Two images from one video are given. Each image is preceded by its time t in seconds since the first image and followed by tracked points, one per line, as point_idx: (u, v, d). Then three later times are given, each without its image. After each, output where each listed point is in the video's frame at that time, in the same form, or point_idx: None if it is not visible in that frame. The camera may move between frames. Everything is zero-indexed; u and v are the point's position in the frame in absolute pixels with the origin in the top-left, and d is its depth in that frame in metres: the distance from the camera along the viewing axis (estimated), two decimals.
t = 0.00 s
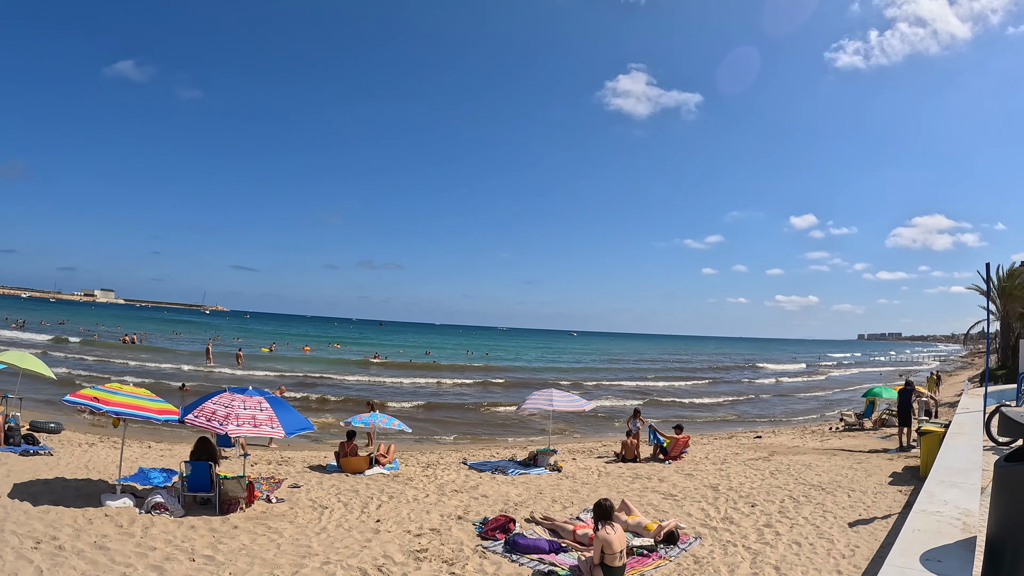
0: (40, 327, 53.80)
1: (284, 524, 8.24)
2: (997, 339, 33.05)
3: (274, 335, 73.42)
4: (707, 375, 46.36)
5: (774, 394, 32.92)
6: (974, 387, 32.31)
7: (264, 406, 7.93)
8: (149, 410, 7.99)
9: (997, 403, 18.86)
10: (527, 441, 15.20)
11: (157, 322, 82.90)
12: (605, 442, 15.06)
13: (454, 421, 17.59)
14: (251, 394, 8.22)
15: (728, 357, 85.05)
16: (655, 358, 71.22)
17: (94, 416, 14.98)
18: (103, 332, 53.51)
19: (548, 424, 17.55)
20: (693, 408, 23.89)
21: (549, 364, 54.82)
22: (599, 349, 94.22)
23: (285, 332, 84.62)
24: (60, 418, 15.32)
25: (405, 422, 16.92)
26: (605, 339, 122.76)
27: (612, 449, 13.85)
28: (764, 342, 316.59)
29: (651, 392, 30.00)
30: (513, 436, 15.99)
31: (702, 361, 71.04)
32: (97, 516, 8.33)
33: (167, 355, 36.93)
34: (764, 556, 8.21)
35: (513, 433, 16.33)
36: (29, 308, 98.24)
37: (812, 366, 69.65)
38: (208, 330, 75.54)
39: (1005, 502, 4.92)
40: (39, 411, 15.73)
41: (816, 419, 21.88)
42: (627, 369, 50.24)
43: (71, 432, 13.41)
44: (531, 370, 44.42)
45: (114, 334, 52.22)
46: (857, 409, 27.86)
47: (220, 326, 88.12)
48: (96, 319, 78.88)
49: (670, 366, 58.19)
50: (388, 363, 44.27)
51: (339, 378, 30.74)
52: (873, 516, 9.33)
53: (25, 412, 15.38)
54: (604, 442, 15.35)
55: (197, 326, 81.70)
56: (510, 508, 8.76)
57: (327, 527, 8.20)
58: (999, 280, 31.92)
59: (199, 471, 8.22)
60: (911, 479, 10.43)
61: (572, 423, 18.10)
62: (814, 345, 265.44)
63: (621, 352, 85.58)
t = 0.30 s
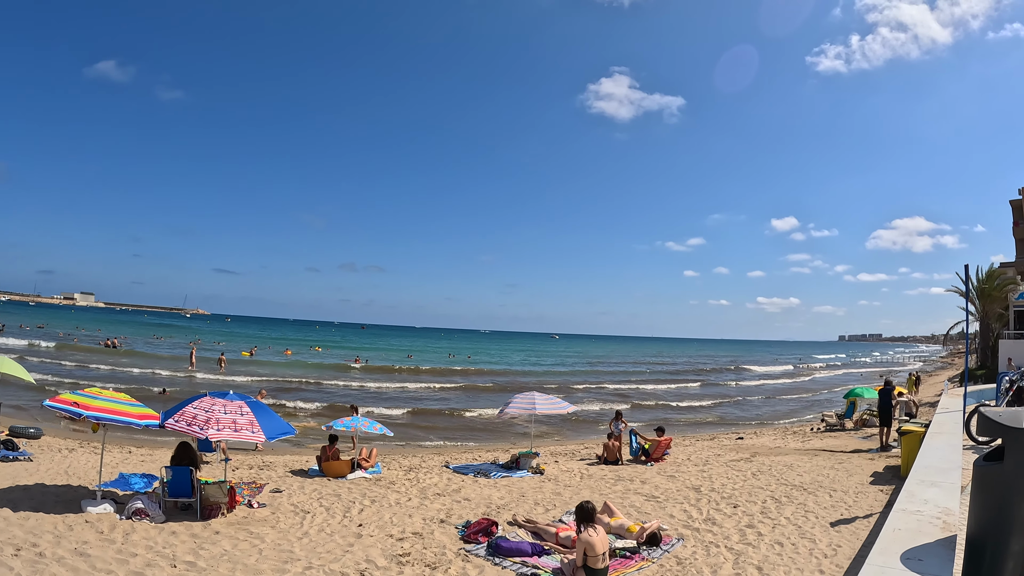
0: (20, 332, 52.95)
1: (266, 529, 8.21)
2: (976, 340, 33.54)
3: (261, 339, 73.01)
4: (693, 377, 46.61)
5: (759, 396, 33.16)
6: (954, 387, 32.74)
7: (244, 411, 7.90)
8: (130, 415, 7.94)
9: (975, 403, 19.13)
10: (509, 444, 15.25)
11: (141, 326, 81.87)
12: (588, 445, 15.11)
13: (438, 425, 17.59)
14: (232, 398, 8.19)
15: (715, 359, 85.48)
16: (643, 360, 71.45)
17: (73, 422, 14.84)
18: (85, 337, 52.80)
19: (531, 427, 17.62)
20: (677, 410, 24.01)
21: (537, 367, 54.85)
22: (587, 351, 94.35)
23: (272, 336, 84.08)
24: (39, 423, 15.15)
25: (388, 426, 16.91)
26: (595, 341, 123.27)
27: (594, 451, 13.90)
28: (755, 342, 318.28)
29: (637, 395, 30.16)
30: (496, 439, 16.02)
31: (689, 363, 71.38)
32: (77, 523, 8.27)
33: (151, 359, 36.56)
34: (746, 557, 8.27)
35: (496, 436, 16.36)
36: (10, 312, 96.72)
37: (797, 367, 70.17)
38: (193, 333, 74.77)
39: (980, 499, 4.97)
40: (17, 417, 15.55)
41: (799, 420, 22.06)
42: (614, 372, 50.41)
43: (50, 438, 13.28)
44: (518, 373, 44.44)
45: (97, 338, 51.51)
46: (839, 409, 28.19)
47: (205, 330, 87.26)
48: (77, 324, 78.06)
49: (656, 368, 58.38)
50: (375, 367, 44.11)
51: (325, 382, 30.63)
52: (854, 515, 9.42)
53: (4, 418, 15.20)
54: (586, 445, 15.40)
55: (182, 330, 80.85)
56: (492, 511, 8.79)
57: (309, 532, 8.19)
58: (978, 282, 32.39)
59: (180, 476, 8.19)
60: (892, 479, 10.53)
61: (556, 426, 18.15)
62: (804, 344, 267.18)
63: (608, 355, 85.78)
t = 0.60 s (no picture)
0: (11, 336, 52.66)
1: (259, 533, 8.20)
2: (969, 339, 33.67)
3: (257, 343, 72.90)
4: (687, 378, 46.68)
5: (753, 396, 33.23)
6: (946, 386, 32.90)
7: (237, 415, 7.89)
8: (122, 419, 7.91)
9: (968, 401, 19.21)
10: (504, 447, 15.25)
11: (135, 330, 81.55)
12: (582, 446, 15.12)
13: (432, 428, 17.58)
14: (226, 402, 8.17)
15: (710, 360, 85.64)
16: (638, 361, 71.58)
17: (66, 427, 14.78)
18: (80, 341, 52.61)
19: (527, 429, 17.62)
20: (671, 411, 24.04)
21: (532, 368, 54.84)
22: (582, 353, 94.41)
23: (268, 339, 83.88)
24: (32, 429, 15.09)
25: (383, 429, 16.89)
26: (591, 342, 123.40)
27: (588, 453, 13.91)
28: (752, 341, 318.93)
29: (633, 396, 30.18)
30: (490, 441, 16.02)
31: (683, 363, 71.52)
32: (71, 528, 8.24)
33: (145, 363, 36.44)
34: (741, 557, 8.29)
35: (491, 439, 16.35)
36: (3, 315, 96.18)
37: (791, 368, 70.25)
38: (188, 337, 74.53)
39: (974, 497, 5.00)
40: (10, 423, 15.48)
41: (793, 420, 22.11)
42: (609, 373, 50.44)
43: (43, 443, 13.22)
44: (514, 375, 44.46)
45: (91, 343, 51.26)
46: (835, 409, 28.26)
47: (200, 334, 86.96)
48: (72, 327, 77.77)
49: (651, 369, 58.45)
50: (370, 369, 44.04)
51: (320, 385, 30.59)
52: (848, 514, 9.46)
53: None
54: (580, 447, 15.41)
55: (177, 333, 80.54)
56: (486, 513, 8.79)
57: (303, 535, 8.19)
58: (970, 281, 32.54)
59: (174, 481, 8.17)
60: (886, 478, 10.57)
61: (551, 429, 18.16)
62: (800, 343, 267.79)
63: (604, 356, 85.87)
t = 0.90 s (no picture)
0: (13, 338, 52.75)
1: (261, 534, 8.20)
2: (970, 338, 33.62)
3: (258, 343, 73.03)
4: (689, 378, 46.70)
5: (754, 395, 33.21)
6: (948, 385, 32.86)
7: (239, 416, 7.89)
8: (124, 421, 7.91)
9: (969, 401, 19.20)
10: (505, 447, 15.25)
11: (136, 332, 81.57)
12: (583, 447, 15.11)
13: (433, 428, 17.59)
14: (227, 403, 8.17)
15: (712, 360, 85.48)
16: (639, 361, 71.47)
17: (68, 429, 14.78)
18: (81, 343, 52.76)
19: (528, 429, 17.61)
20: (672, 411, 24.02)
21: (533, 369, 54.81)
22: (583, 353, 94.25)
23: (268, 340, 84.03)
24: (34, 431, 15.12)
25: (384, 430, 16.90)
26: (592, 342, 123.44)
27: (590, 453, 13.91)
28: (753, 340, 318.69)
29: (634, 395, 30.20)
30: (491, 442, 16.01)
31: (684, 364, 71.44)
32: (73, 529, 8.25)
33: (147, 364, 36.49)
34: (742, 557, 8.30)
35: (492, 439, 16.35)
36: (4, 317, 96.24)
37: (792, 367, 70.34)
38: (189, 338, 74.59)
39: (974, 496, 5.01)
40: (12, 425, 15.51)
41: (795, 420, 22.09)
42: (610, 373, 50.38)
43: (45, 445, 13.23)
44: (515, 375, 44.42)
45: (93, 344, 51.40)
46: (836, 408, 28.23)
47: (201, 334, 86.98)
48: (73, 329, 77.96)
49: (652, 369, 58.41)
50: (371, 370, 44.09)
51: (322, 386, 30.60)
52: (849, 514, 9.45)
53: None
54: (582, 447, 15.41)
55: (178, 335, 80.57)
56: (488, 514, 8.79)
57: (305, 536, 8.19)
58: (971, 280, 32.53)
59: (176, 482, 8.18)
60: (887, 477, 10.56)
61: (551, 429, 18.15)
62: (807, 344, 266.59)
63: (605, 356, 85.68)
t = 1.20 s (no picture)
0: (24, 340, 53.25)
1: (271, 535, 8.21)
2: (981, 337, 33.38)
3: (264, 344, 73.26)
4: (696, 377, 46.56)
5: (761, 395, 33.07)
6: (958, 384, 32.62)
7: (248, 417, 7.89)
8: (134, 422, 7.93)
9: (980, 399, 19.07)
10: (514, 447, 15.23)
11: (144, 333, 82.05)
12: (592, 447, 15.09)
13: (442, 429, 17.59)
14: (237, 404, 8.18)
15: (719, 360, 85.09)
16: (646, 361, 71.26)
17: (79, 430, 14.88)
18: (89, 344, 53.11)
19: (537, 429, 17.59)
20: (681, 411, 23.97)
21: (538, 369, 54.71)
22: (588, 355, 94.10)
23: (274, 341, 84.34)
24: (45, 432, 15.21)
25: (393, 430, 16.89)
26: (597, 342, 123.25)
27: (600, 453, 13.90)
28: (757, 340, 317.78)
29: (641, 395, 30.15)
30: (500, 442, 15.99)
31: (692, 364, 71.14)
32: (83, 530, 8.28)
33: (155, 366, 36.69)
34: (751, 556, 8.27)
35: (501, 439, 16.33)
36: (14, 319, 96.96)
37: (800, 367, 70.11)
38: (196, 340, 74.96)
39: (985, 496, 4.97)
40: (23, 426, 15.63)
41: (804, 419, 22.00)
42: (616, 373, 50.25)
43: (56, 446, 13.31)
44: (521, 376, 44.36)
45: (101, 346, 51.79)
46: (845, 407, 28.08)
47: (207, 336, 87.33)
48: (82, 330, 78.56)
49: (659, 369, 58.23)
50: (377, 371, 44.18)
51: (328, 387, 30.64)
52: (859, 513, 9.41)
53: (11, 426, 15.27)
54: (591, 447, 15.38)
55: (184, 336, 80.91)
56: (497, 514, 8.79)
57: (315, 536, 8.20)
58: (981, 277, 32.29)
59: (186, 483, 8.20)
60: (897, 477, 10.51)
61: (560, 429, 18.11)
62: (812, 343, 265.79)
63: (612, 356, 85.44)
